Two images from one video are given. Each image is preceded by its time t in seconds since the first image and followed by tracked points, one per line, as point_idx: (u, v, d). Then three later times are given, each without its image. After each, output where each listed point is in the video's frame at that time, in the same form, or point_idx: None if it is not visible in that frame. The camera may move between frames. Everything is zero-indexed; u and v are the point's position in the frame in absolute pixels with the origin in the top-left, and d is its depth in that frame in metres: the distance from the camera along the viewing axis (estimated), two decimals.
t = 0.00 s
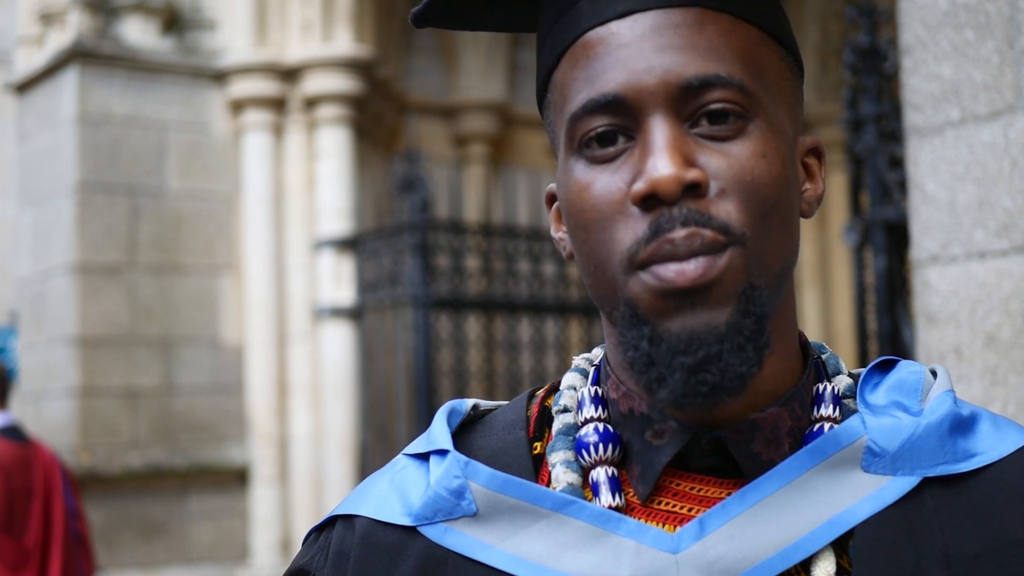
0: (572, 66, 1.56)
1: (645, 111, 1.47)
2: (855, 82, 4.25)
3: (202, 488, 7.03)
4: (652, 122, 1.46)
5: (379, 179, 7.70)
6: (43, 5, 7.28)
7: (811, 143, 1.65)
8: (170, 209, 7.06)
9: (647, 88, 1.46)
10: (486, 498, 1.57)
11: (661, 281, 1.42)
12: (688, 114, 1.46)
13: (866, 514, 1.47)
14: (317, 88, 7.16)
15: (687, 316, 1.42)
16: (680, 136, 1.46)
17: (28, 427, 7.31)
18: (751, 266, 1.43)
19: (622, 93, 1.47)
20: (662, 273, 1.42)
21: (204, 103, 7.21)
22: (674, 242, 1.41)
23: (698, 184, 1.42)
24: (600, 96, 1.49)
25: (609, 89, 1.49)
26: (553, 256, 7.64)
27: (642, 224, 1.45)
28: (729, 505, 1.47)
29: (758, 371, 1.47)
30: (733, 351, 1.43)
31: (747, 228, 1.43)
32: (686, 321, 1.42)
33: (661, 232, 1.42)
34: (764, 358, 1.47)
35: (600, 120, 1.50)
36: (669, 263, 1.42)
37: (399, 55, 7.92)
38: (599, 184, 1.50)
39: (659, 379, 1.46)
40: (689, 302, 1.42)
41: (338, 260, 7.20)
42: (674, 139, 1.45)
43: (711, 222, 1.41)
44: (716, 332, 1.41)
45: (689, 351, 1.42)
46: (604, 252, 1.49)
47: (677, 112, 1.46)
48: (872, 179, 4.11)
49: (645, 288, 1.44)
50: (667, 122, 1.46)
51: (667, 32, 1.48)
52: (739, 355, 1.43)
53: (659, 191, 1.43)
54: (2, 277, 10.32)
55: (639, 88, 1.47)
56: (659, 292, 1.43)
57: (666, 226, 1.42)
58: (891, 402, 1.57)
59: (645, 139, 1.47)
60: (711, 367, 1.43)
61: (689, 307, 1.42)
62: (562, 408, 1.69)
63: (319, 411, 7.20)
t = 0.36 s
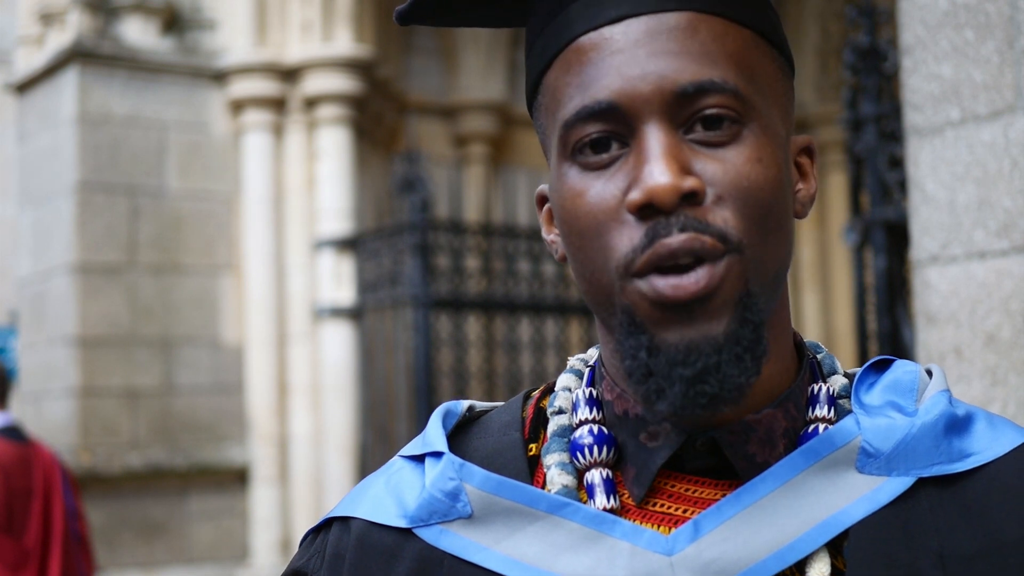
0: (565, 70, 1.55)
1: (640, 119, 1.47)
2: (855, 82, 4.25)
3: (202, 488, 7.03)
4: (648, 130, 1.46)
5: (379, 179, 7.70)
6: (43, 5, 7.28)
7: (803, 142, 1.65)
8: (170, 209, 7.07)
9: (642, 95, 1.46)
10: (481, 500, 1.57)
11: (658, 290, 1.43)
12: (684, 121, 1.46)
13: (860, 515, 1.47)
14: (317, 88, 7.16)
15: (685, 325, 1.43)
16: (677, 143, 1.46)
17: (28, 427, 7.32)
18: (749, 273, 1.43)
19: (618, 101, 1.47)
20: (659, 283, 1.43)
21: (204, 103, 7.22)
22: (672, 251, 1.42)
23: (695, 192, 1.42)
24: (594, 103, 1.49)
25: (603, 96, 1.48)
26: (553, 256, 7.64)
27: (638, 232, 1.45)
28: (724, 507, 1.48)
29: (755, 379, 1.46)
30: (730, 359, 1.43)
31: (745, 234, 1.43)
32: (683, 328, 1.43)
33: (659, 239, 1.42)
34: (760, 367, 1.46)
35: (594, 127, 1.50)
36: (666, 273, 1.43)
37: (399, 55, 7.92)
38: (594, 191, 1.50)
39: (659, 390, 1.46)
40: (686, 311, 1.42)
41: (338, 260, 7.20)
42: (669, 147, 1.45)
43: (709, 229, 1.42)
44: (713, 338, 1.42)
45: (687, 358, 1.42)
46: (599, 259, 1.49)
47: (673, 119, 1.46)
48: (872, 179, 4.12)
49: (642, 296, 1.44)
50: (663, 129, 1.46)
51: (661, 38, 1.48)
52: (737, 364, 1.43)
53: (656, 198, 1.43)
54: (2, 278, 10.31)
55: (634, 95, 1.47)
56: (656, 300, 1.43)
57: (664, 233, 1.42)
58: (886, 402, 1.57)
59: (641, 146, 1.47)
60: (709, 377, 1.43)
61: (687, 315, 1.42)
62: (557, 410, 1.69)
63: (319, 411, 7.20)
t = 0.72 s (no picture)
0: (568, 66, 1.55)
1: (643, 113, 1.47)
2: (854, 82, 4.25)
3: (202, 488, 7.03)
4: (651, 123, 1.46)
5: (379, 179, 7.70)
6: (43, 5, 7.28)
7: (803, 142, 1.65)
8: (170, 209, 7.07)
9: (645, 89, 1.46)
10: (479, 499, 1.57)
11: (659, 282, 1.42)
12: (686, 116, 1.46)
13: (858, 514, 1.47)
14: (317, 88, 7.17)
15: (685, 315, 1.42)
16: (680, 137, 1.46)
17: (28, 427, 7.32)
18: (750, 265, 1.43)
19: (621, 95, 1.47)
20: (661, 275, 1.42)
21: (204, 103, 7.22)
22: (674, 242, 1.42)
23: (697, 185, 1.42)
24: (598, 97, 1.49)
25: (607, 91, 1.48)
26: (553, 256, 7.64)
27: (640, 226, 1.45)
28: (721, 506, 1.48)
29: (752, 370, 1.46)
30: (730, 350, 1.43)
31: (747, 229, 1.43)
32: (683, 321, 1.42)
33: (661, 232, 1.42)
34: (758, 357, 1.46)
35: (597, 121, 1.49)
36: (668, 265, 1.42)
37: (399, 54, 7.92)
38: (596, 185, 1.50)
39: (657, 380, 1.46)
40: (688, 303, 1.42)
41: (338, 260, 7.20)
42: (672, 141, 1.45)
43: (711, 222, 1.42)
44: (715, 332, 1.41)
45: (687, 352, 1.42)
46: (602, 251, 1.49)
47: (676, 113, 1.46)
48: (872, 179, 4.12)
49: (643, 289, 1.44)
50: (667, 123, 1.46)
51: (665, 34, 1.48)
52: (737, 355, 1.43)
53: (658, 192, 1.43)
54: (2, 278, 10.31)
55: (637, 89, 1.46)
56: (657, 293, 1.43)
57: (666, 226, 1.42)
58: (884, 402, 1.58)
59: (644, 140, 1.47)
60: (708, 366, 1.42)
61: (688, 308, 1.42)
62: (555, 409, 1.70)
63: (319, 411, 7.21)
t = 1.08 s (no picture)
0: (579, 64, 1.55)
1: (654, 112, 1.46)
2: (855, 82, 4.24)
3: (202, 488, 7.03)
4: (662, 123, 1.46)
5: (379, 179, 7.70)
6: (43, 5, 7.27)
7: (809, 147, 1.65)
8: (170, 209, 7.07)
9: (657, 89, 1.46)
10: (480, 491, 1.56)
11: (667, 285, 1.42)
12: (697, 117, 1.46)
13: (861, 510, 1.47)
14: (317, 88, 7.17)
15: (693, 321, 1.42)
16: (691, 137, 1.45)
17: (28, 427, 7.32)
18: (757, 271, 1.43)
19: (633, 94, 1.47)
20: (668, 278, 1.42)
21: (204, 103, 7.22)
22: (683, 244, 1.41)
23: (707, 186, 1.42)
24: (610, 95, 1.48)
25: (619, 89, 1.48)
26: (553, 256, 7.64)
27: (648, 225, 1.45)
28: (724, 498, 1.48)
29: (760, 377, 1.47)
30: (738, 357, 1.43)
31: (755, 231, 1.43)
32: (693, 325, 1.42)
33: (671, 232, 1.42)
34: (766, 364, 1.47)
35: (609, 120, 1.49)
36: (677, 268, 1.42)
37: (399, 54, 7.92)
38: (605, 183, 1.50)
39: (665, 383, 1.45)
40: (696, 307, 1.42)
41: (338, 260, 7.20)
42: (683, 141, 1.45)
43: (720, 224, 1.41)
44: (722, 337, 1.42)
45: (696, 355, 1.42)
46: (610, 251, 1.48)
47: (687, 113, 1.46)
48: (872, 179, 4.11)
49: (651, 289, 1.44)
50: (677, 123, 1.46)
51: (678, 34, 1.47)
52: (744, 361, 1.43)
53: (668, 192, 1.42)
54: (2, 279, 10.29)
55: (649, 89, 1.46)
56: (665, 294, 1.42)
57: (675, 226, 1.42)
58: (886, 399, 1.57)
59: (654, 140, 1.46)
60: (716, 373, 1.43)
61: (696, 310, 1.42)
62: (557, 404, 1.69)
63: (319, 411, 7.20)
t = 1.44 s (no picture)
0: (577, 66, 1.54)
1: (652, 115, 1.46)
2: (854, 82, 4.24)
3: (202, 488, 7.03)
4: (660, 126, 1.46)
5: (379, 179, 7.70)
6: (43, 5, 7.27)
7: (808, 148, 1.65)
8: (170, 209, 7.07)
9: (655, 91, 1.46)
10: (479, 492, 1.56)
11: (664, 286, 1.42)
12: (695, 119, 1.46)
13: (857, 511, 1.47)
14: (317, 88, 7.17)
15: (690, 322, 1.42)
16: (689, 141, 1.45)
17: (28, 427, 7.32)
18: (753, 272, 1.43)
19: (631, 97, 1.47)
20: (665, 280, 1.42)
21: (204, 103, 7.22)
22: (681, 247, 1.41)
23: (705, 190, 1.42)
24: (607, 98, 1.48)
25: (617, 91, 1.48)
26: (553, 256, 7.64)
27: (646, 227, 1.44)
28: (722, 500, 1.48)
29: (757, 378, 1.46)
30: (733, 357, 1.43)
31: (752, 234, 1.43)
32: (690, 328, 1.43)
33: (669, 235, 1.42)
34: (762, 364, 1.46)
35: (607, 122, 1.49)
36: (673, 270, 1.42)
37: (400, 54, 7.93)
38: (603, 187, 1.49)
39: (661, 382, 1.45)
40: (693, 307, 1.42)
41: (338, 260, 7.20)
42: (680, 144, 1.45)
43: (718, 227, 1.41)
44: (718, 339, 1.42)
45: (692, 357, 1.42)
46: (608, 253, 1.48)
47: (685, 117, 1.46)
48: (872, 179, 4.12)
49: (650, 293, 1.44)
50: (675, 126, 1.46)
51: (675, 37, 1.47)
52: (739, 362, 1.43)
53: (666, 196, 1.42)
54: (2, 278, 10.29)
55: (647, 91, 1.46)
56: (663, 298, 1.42)
57: (673, 229, 1.42)
58: (882, 401, 1.57)
59: (652, 143, 1.46)
60: (712, 373, 1.42)
61: (693, 312, 1.42)
62: (555, 406, 1.69)
63: (319, 411, 7.21)
